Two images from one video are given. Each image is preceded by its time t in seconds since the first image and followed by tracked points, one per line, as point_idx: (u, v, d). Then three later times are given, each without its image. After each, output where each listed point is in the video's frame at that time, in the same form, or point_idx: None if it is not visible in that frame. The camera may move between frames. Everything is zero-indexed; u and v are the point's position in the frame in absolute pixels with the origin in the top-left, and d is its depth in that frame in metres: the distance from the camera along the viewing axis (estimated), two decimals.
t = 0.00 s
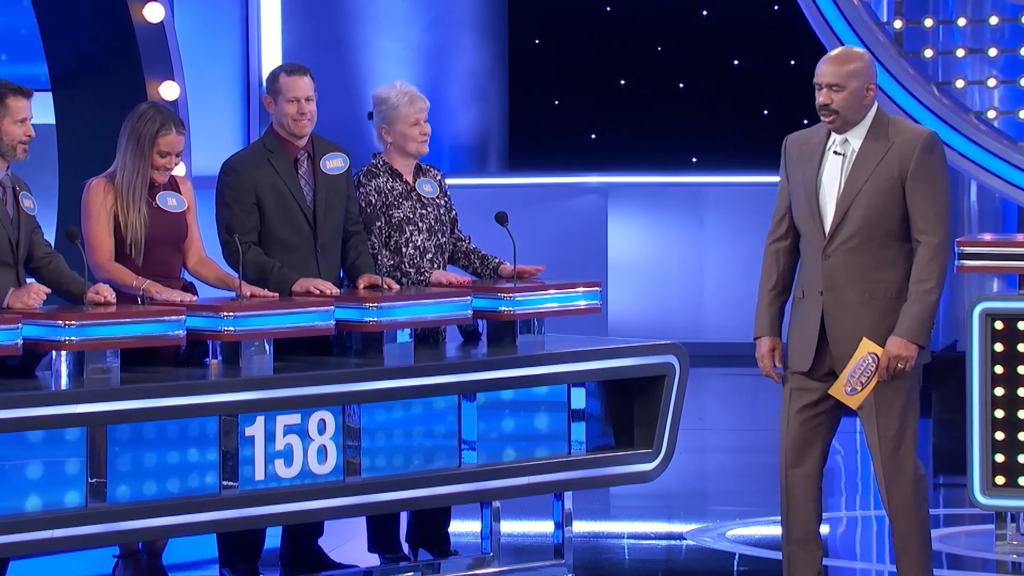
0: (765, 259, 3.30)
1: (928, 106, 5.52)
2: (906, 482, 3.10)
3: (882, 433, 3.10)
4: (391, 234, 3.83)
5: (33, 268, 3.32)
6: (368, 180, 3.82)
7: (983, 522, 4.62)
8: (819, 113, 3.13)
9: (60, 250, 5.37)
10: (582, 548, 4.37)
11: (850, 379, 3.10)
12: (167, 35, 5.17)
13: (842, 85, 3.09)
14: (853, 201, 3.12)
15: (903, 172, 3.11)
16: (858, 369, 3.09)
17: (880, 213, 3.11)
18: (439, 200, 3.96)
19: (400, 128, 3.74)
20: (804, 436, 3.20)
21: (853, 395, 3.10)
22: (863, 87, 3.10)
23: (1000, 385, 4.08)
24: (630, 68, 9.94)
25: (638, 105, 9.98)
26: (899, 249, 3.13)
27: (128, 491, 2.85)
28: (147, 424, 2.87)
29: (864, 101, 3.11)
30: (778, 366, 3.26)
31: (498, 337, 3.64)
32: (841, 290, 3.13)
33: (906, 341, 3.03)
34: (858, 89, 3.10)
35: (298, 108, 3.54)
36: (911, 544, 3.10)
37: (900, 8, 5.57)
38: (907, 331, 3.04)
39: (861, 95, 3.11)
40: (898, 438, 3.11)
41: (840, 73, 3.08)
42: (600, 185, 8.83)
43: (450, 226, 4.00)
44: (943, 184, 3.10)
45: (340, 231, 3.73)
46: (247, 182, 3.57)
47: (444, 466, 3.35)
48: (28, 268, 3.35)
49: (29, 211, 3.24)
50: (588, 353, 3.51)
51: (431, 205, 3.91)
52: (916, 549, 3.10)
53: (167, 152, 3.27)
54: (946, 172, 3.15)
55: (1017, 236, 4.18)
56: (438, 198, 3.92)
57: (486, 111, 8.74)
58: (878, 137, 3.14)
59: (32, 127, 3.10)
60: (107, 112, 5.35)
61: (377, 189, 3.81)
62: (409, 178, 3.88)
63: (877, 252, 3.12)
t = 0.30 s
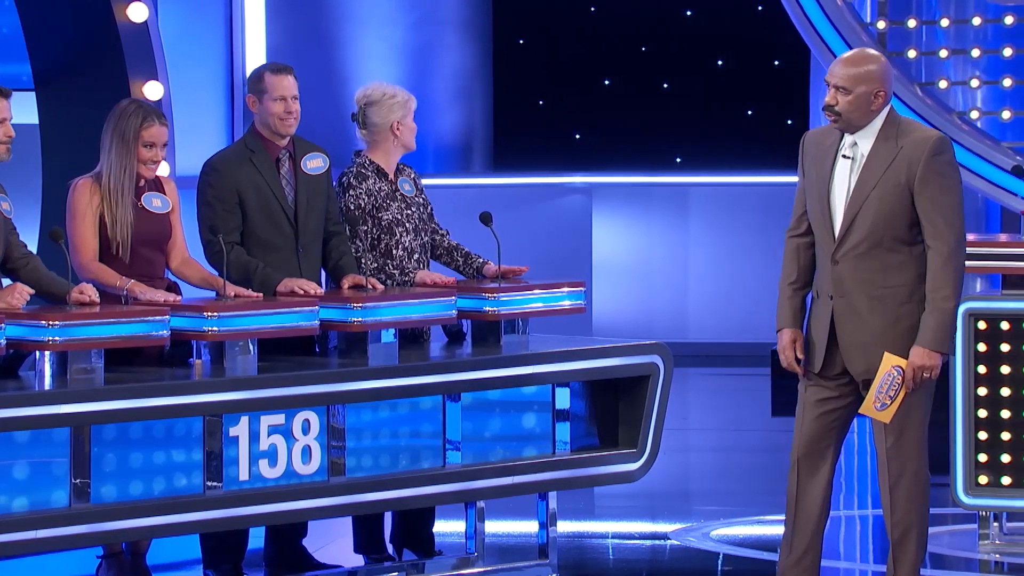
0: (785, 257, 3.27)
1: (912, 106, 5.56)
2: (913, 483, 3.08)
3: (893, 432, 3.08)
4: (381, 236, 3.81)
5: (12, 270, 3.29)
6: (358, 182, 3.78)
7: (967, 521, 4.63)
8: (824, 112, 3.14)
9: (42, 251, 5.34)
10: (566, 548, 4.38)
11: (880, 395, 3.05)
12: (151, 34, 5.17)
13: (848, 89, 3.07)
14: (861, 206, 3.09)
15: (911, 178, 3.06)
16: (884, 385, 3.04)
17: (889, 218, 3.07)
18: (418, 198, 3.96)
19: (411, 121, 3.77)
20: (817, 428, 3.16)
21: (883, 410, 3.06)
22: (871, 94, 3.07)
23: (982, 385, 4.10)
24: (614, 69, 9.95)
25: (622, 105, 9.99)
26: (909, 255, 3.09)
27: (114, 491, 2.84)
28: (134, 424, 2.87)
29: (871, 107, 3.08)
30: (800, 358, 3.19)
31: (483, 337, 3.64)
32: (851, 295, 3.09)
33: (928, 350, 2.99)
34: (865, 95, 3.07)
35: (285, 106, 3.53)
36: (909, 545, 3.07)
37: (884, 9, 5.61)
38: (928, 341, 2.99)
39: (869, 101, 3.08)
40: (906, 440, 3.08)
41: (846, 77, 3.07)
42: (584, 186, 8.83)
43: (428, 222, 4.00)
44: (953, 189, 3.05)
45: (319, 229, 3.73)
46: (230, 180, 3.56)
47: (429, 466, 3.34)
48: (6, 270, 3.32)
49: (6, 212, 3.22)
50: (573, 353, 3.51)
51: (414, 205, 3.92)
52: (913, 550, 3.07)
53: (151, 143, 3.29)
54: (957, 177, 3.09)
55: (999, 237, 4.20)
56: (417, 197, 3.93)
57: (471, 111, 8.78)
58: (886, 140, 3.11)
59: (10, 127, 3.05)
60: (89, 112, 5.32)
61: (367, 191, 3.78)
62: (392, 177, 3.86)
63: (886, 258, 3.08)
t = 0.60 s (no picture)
0: (792, 253, 3.32)
1: (901, 107, 5.60)
2: (908, 485, 3.09)
3: (888, 431, 3.08)
4: (373, 237, 3.81)
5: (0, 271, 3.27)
6: (353, 182, 3.77)
7: (954, 521, 4.65)
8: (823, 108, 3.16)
9: (31, 251, 5.33)
10: (555, 548, 4.38)
11: (855, 393, 3.04)
12: (139, 33, 5.16)
13: (847, 86, 3.09)
14: (855, 208, 3.10)
15: (904, 180, 3.06)
16: (860, 382, 3.03)
17: (882, 219, 3.08)
18: (407, 198, 3.95)
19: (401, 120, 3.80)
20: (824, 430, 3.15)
21: (860, 408, 3.03)
22: (870, 93, 3.08)
23: (971, 385, 4.12)
24: (603, 69, 9.97)
25: (612, 104, 10.00)
26: (902, 256, 3.09)
27: (105, 491, 2.84)
28: (124, 424, 2.86)
29: (870, 108, 3.09)
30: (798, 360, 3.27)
31: (472, 337, 3.64)
32: (844, 296, 3.12)
33: (908, 351, 2.97)
34: (864, 95, 3.08)
35: (278, 103, 3.57)
36: (899, 546, 3.08)
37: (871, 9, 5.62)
38: (910, 342, 2.97)
39: (869, 101, 3.09)
40: (904, 442, 3.09)
41: (847, 73, 3.09)
42: (572, 186, 9.44)
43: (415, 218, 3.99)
44: (948, 191, 3.04)
45: (303, 221, 3.72)
46: (216, 182, 3.55)
47: (419, 466, 3.34)
48: None
49: None
50: (562, 353, 3.51)
51: (404, 205, 3.92)
52: (903, 552, 3.08)
53: (142, 135, 3.27)
54: (953, 179, 3.07)
55: (987, 237, 4.22)
56: (405, 196, 3.93)
57: (458, 111, 9.63)
58: (883, 139, 3.11)
59: None
60: (77, 112, 5.31)
61: (362, 192, 3.78)
62: (383, 176, 3.86)
63: (880, 259, 3.09)
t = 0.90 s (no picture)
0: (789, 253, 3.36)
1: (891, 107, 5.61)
2: (892, 486, 3.08)
3: (869, 426, 3.08)
4: (366, 237, 3.80)
5: None
6: (346, 182, 3.75)
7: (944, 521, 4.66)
8: (819, 99, 3.20)
9: (21, 251, 5.31)
10: (546, 548, 4.38)
11: (821, 377, 3.10)
12: (129, 33, 5.14)
13: (844, 77, 3.14)
14: (842, 202, 3.12)
15: (891, 174, 3.06)
16: (827, 367, 3.09)
17: (868, 214, 3.09)
18: (400, 198, 3.96)
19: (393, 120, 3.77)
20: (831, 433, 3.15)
21: (823, 393, 3.10)
22: (866, 86, 3.12)
23: (961, 385, 4.14)
24: (594, 69, 9.98)
25: (604, 104, 10.01)
26: (886, 252, 3.10)
27: (98, 492, 2.83)
28: (118, 424, 2.85)
29: (864, 101, 3.13)
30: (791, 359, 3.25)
31: (463, 337, 3.62)
32: (829, 289, 3.14)
33: (877, 342, 2.97)
34: (860, 87, 3.12)
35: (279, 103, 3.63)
36: (884, 548, 3.08)
37: (862, 10, 5.64)
38: (881, 334, 2.97)
39: (864, 95, 3.13)
40: (888, 441, 3.08)
41: (845, 65, 3.14)
42: (564, 186, 9.64)
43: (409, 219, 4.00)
44: (934, 187, 3.04)
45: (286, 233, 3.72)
46: (207, 182, 3.54)
47: (410, 466, 3.34)
48: None
49: None
50: (554, 353, 3.51)
51: (397, 205, 3.93)
52: (890, 554, 3.08)
53: (134, 135, 3.29)
54: (942, 176, 3.07)
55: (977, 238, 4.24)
56: (399, 197, 3.94)
57: (451, 111, 9.70)
58: (875, 135, 3.12)
59: None
60: (67, 112, 5.29)
61: (355, 192, 3.76)
62: (376, 177, 3.86)
63: (864, 254, 3.09)
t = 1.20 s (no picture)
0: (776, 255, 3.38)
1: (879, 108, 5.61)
2: (874, 485, 3.07)
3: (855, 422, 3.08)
4: (356, 233, 3.79)
5: None
6: (334, 178, 3.74)
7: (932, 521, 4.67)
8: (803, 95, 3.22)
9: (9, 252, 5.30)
10: (535, 548, 4.38)
11: (812, 374, 3.10)
12: (118, 33, 5.13)
13: (826, 73, 3.15)
14: (825, 196, 3.13)
15: (872, 169, 3.07)
16: (818, 363, 3.09)
17: (850, 208, 3.09)
18: (399, 196, 3.94)
19: (363, 121, 3.70)
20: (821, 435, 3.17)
21: (815, 390, 3.10)
22: (848, 81, 3.13)
23: (949, 385, 4.15)
24: (583, 69, 10.00)
25: (593, 104, 10.02)
26: (870, 246, 3.10)
27: (88, 492, 2.82)
28: (107, 424, 2.84)
29: (847, 96, 3.14)
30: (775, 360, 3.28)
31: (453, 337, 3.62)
32: (812, 284, 3.14)
33: (865, 336, 2.97)
34: (842, 82, 3.14)
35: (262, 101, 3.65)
36: (867, 546, 3.07)
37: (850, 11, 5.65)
38: (869, 327, 2.97)
39: (846, 90, 3.14)
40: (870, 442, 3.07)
41: (826, 60, 3.15)
42: (553, 186, 9.66)
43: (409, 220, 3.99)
44: (915, 181, 3.04)
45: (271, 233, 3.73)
46: (201, 180, 3.52)
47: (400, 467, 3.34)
48: None
49: None
50: (542, 353, 3.50)
51: (394, 201, 3.90)
52: (872, 553, 3.07)
53: (126, 136, 3.26)
54: (923, 171, 3.07)
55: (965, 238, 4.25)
56: (398, 194, 3.91)
57: (440, 111, 9.78)
58: (857, 132, 3.13)
59: None
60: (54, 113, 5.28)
61: (344, 188, 3.75)
62: (370, 174, 3.84)
63: (846, 248, 3.10)
